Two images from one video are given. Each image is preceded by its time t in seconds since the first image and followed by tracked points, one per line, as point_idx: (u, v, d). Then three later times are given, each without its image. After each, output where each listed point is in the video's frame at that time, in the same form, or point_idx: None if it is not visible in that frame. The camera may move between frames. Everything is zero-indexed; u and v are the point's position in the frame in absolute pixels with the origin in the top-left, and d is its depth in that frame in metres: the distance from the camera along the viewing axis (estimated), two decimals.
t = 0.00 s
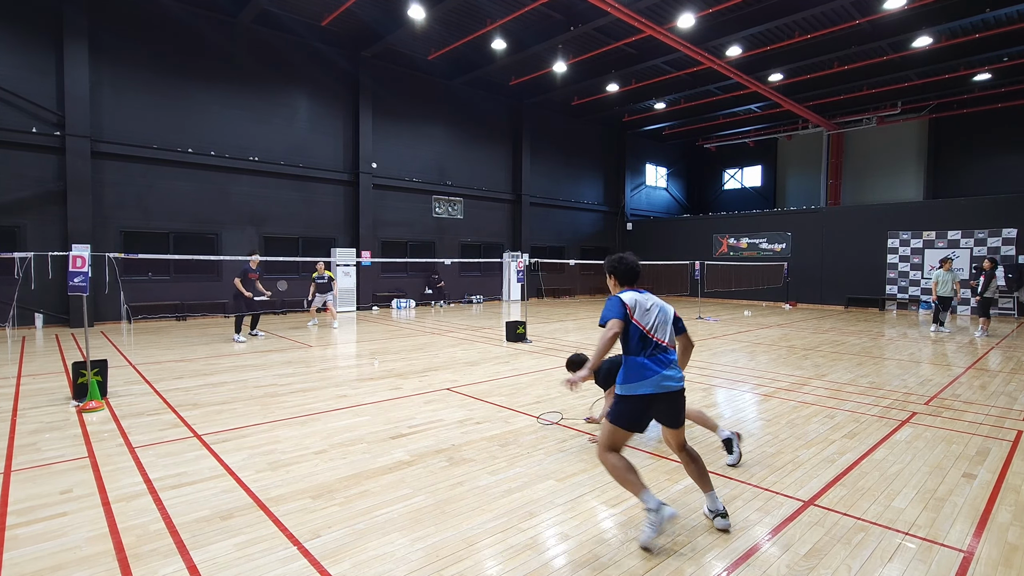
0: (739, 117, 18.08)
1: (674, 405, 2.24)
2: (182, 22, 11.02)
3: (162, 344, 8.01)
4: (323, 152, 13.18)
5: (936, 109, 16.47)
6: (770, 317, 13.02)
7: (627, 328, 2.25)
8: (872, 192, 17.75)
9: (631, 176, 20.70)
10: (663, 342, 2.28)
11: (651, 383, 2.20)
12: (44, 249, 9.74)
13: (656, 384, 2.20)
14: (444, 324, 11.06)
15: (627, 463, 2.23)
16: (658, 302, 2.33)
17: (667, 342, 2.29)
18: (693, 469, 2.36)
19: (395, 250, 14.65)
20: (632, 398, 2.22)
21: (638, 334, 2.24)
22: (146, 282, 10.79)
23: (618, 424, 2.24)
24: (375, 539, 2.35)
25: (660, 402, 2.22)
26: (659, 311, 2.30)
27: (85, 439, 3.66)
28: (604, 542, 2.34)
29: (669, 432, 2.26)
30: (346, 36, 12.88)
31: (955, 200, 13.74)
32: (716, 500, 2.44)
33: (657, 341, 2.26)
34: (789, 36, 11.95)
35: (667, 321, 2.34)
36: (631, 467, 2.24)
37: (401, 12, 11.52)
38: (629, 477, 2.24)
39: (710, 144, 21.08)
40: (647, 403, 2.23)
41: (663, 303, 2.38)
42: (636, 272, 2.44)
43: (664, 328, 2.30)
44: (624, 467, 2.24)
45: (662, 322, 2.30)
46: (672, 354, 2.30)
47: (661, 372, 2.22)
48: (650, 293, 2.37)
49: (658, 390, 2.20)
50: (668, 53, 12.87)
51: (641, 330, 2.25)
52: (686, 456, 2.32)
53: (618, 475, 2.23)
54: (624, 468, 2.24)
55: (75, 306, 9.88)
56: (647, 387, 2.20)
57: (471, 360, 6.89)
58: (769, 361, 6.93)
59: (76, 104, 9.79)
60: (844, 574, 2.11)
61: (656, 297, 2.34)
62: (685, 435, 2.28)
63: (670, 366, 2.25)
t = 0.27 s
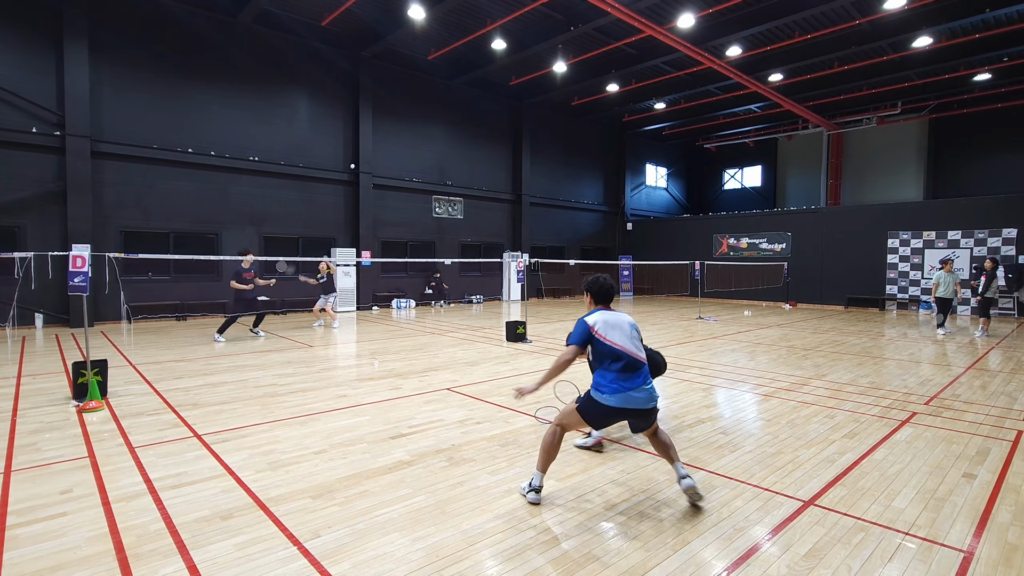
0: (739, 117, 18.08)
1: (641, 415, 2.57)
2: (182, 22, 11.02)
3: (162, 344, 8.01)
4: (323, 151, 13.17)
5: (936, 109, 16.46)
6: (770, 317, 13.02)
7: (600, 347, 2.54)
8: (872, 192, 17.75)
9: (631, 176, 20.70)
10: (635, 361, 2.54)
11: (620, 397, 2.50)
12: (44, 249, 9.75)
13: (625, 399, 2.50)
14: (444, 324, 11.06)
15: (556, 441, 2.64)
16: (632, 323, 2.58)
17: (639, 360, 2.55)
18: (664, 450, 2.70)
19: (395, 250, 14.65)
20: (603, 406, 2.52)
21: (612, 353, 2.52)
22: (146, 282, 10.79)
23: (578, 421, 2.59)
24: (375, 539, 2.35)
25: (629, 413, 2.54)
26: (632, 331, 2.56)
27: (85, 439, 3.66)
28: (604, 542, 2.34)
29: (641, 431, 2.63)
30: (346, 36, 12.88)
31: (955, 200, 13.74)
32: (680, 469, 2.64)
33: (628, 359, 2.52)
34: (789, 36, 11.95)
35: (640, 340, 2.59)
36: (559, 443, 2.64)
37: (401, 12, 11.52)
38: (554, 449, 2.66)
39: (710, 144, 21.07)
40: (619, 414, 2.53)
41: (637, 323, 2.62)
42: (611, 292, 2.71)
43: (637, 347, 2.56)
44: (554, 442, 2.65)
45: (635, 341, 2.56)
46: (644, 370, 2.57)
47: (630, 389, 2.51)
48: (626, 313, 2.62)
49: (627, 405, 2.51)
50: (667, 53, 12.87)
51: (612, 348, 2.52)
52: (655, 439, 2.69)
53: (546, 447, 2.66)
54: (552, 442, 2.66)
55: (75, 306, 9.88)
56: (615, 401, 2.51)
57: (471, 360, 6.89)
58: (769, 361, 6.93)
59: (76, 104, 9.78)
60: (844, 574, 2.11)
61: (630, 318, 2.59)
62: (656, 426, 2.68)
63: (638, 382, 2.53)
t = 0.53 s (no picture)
0: (739, 117, 18.08)
1: (619, 413, 2.63)
2: (182, 22, 11.03)
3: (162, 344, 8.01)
4: (323, 152, 13.17)
5: (936, 108, 16.46)
6: (770, 317, 13.02)
7: (576, 347, 2.61)
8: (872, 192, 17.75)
9: (631, 176, 20.70)
10: (610, 361, 2.59)
11: (592, 397, 2.56)
12: (44, 249, 9.75)
13: (599, 398, 2.56)
14: (444, 324, 11.07)
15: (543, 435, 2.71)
16: (611, 323, 2.61)
17: (614, 360, 2.60)
18: (658, 445, 2.72)
19: (395, 250, 14.65)
20: (578, 405, 2.58)
21: (587, 353, 2.58)
22: (146, 282, 10.80)
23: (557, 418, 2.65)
24: (375, 539, 2.35)
25: (603, 412, 2.59)
26: (610, 331, 2.59)
27: (85, 439, 3.66)
28: (604, 542, 2.34)
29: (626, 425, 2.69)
30: (346, 36, 12.88)
31: (954, 200, 13.74)
32: (679, 472, 2.80)
33: (603, 359, 2.58)
34: (789, 36, 11.95)
35: (618, 340, 2.62)
36: (545, 437, 2.71)
37: (401, 12, 11.52)
38: (543, 445, 2.72)
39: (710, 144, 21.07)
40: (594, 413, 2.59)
41: (619, 323, 2.64)
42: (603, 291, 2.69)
43: (614, 347, 2.60)
44: (541, 437, 2.71)
45: (612, 341, 2.59)
46: (620, 370, 2.61)
47: (604, 388, 2.56)
48: (606, 313, 2.65)
49: (600, 404, 2.56)
50: (667, 53, 12.87)
51: (586, 348, 2.58)
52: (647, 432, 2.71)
53: (533, 443, 2.72)
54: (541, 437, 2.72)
55: (75, 306, 9.88)
56: (589, 399, 2.56)
57: (471, 360, 6.89)
58: (768, 361, 6.93)
59: (76, 104, 9.78)
60: (844, 574, 2.11)
61: (609, 318, 2.62)
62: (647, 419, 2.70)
63: (613, 382, 2.58)
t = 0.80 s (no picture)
0: (739, 117, 18.07)
1: (584, 409, 2.57)
2: (183, 22, 11.03)
3: (162, 344, 8.01)
4: (324, 151, 13.17)
5: (936, 108, 16.46)
6: (770, 317, 13.01)
7: (541, 339, 2.64)
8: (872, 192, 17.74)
9: (631, 176, 20.70)
10: (574, 354, 2.57)
11: (552, 388, 2.55)
12: (45, 249, 9.75)
13: (558, 390, 2.54)
14: (443, 324, 11.06)
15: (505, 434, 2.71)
16: (578, 318, 2.61)
17: (579, 354, 2.58)
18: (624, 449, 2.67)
19: (395, 250, 14.65)
20: (540, 397, 2.59)
21: (549, 345, 2.60)
22: (146, 282, 10.81)
23: (523, 412, 2.67)
24: (375, 539, 2.35)
25: (565, 405, 2.56)
26: (575, 325, 2.59)
27: (85, 439, 3.66)
28: (604, 542, 2.33)
29: (593, 426, 2.63)
30: (346, 36, 12.87)
31: (955, 200, 13.74)
32: (644, 478, 2.67)
33: (566, 351, 2.58)
34: (789, 36, 11.95)
35: (586, 335, 2.61)
36: (508, 436, 2.71)
37: (401, 12, 11.51)
38: (505, 443, 2.72)
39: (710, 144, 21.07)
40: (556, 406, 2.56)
41: (587, 319, 2.64)
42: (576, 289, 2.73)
43: (580, 341, 2.59)
44: (504, 436, 2.71)
45: (577, 335, 2.59)
46: (585, 365, 2.58)
47: (564, 381, 2.55)
48: (575, 309, 2.66)
49: (560, 396, 2.54)
50: (668, 53, 12.87)
51: (553, 341, 2.59)
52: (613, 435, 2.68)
53: (495, 441, 2.73)
54: (502, 435, 2.72)
55: (75, 306, 9.88)
56: (549, 391, 2.55)
57: (471, 360, 6.89)
58: (768, 361, 6.93)
59: (76, 104, 9.78)
60: (844, 574, 2.11)
61: (576, 313, 2.63)
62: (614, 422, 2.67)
63: (575, 375, 2.55)
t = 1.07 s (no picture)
0: (739, 117, 18.07)
1: (587, 392, 2.61)
2: (183, 22, 11.03)
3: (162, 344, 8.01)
4: (323, 152, 13.17)
5: (936, 109, 16.46)
6: (770, 317, 13.01)
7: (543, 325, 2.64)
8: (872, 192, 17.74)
9: (631, 177, 20.71)
10: (578, 337, 2.63)
11: (562, 371, 2.55)
12: (44, 249, 9.75)
13: (567, 373, 2.56)
14: (444, 324, 11.07)
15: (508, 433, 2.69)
16: (576, 302, 2.70)
17: (581, 337, 2.64)
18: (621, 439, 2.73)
19: (395, 250, 14.65)
20: (546, 383, 2.58)
21: (554, 329, 2.61)
22: (146, 282, 10.81)
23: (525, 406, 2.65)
24: (375, 539, 2.35)
25: (571, 388, 2.59)
26: (575, 309, 2.67)
27: (85, 439, 3.66)
28: (604, 542, 2.33)
29: (593, 412, 2.65)
30: (346, 36, 12.87)
31: (955, 200, 13.74)
32: (647, 467, 2.86)
33: (571, 334, 2.62)
34: (789, 36, 11.95)
35: (584, 319, 2.69)
36: (509, 436, 2.69)
37: (401, 12, 11.52)
38: (505, 443, 2.71)
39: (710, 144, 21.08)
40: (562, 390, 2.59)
41: (583, 303, 2.73)
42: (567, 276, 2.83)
43: (580, 325, 2.66)
44: (504, 436, 2.70)
45: (579, 319, 2.66)
46: (587, 348, 2.64)
47: (572, 363, 2.57)
48: (572, 295, 2.74)
49: (567, 379, 2.56)
50: (668, 53, 12.87)
51: (558, 324, 2.61)
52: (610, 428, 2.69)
53: (495, 441, 2.72)
54: (503, 436, 2.71)
55: (75, 306, 9.88)
56: (557, 375, 2.56)
57: (471, 360, 6.90)
58: (769, 361, 6.93)
59: (76, 104, 9.78)
60: (844, 574, 2.11)
61: (575, 298, 2.71)
62: (611, 412, 2.67)
63: (580, 358, 2.59)
